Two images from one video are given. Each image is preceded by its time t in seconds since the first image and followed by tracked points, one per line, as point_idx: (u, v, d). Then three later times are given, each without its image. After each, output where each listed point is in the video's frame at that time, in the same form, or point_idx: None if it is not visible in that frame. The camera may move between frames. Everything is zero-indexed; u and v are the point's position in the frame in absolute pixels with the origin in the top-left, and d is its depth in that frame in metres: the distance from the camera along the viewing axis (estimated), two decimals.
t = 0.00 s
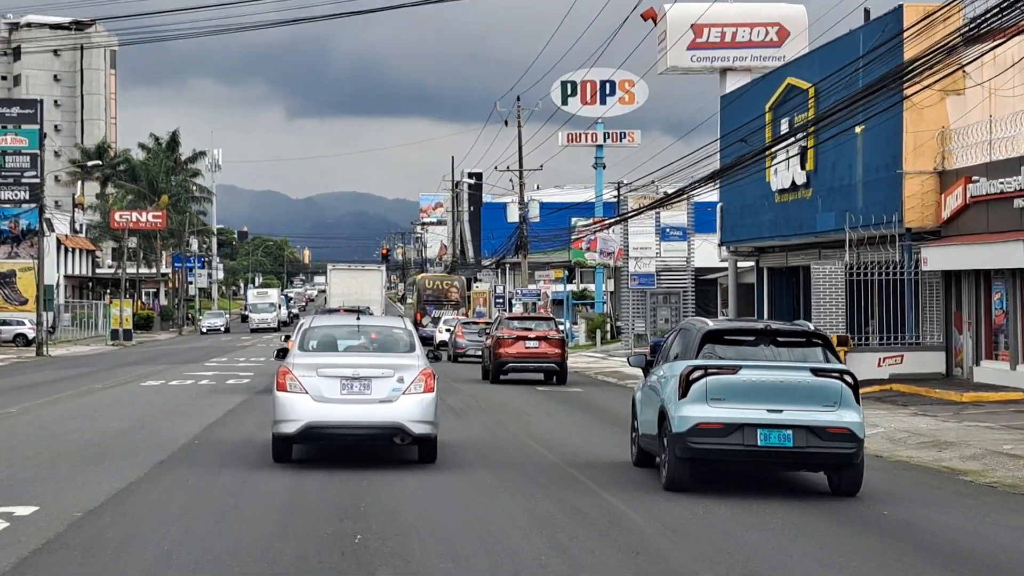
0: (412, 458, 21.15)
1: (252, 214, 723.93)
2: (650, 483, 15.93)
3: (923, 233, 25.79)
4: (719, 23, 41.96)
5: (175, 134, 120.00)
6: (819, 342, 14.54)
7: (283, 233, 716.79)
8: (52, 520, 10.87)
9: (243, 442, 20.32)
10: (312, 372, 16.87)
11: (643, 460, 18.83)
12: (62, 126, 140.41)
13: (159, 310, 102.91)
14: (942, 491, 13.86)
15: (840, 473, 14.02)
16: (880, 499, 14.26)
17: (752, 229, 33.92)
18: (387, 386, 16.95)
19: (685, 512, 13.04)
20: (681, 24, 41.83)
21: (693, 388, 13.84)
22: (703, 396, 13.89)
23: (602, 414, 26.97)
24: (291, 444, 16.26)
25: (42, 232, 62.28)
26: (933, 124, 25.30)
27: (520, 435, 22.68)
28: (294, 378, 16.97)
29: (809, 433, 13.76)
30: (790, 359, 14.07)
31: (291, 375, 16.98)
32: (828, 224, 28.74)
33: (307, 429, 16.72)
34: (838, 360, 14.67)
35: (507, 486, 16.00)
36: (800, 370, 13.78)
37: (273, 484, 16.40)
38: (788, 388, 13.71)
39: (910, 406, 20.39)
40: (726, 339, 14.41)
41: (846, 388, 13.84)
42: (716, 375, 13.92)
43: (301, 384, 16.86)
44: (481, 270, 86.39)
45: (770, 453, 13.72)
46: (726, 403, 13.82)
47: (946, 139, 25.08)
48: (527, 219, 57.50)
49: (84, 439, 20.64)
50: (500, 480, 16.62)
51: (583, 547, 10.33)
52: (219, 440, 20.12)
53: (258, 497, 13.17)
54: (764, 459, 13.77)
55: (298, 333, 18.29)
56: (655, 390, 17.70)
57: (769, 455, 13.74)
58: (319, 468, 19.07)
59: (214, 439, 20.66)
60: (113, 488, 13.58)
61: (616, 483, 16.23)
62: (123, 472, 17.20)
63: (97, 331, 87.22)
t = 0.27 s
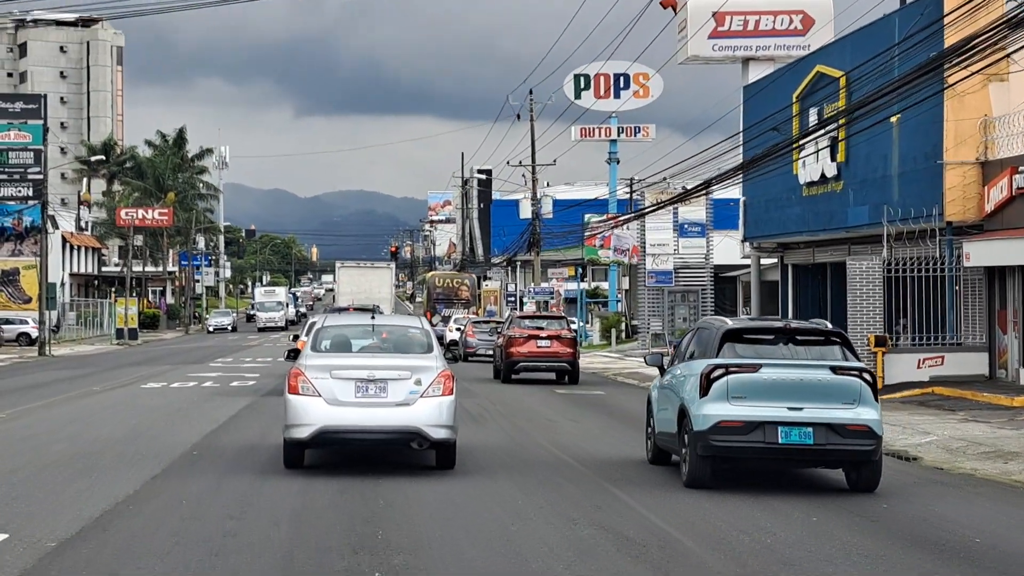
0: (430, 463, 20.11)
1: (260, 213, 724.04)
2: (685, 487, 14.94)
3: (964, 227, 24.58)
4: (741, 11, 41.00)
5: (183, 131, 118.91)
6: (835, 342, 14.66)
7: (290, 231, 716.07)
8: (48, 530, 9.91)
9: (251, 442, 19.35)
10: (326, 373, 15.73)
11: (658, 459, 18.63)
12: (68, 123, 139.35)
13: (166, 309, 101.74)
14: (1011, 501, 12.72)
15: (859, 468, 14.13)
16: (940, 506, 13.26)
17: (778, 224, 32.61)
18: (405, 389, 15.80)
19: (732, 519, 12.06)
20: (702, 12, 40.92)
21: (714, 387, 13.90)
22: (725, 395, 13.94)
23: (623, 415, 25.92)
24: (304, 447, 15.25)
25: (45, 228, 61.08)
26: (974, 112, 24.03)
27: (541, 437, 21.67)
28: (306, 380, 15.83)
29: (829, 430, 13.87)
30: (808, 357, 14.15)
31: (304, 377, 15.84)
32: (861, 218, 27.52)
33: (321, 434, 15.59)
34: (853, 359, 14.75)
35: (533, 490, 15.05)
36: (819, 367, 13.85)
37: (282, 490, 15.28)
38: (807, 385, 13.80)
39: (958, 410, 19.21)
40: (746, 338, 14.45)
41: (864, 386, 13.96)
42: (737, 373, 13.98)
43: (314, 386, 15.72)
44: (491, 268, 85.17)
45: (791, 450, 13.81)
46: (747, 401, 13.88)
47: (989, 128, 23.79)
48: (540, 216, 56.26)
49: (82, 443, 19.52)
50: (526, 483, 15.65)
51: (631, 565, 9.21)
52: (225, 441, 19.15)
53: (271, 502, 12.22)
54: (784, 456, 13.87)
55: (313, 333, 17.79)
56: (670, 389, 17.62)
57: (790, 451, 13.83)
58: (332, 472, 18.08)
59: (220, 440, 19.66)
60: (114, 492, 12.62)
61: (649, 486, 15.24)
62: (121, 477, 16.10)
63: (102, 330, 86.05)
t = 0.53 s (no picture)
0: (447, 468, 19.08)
1: (267, 212, 724.06)
2: (723, 496, 13.93)
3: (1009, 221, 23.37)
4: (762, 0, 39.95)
5: (188, 129, 117.69)
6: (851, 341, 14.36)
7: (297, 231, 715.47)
8: (34, 546, 8.84)
9: (257, 444, 18.33)
10: (339, 375, 14.57)
11: (671, 455, 18.82)
12: (74, 121, 138.06)
13: (172, 308, 100.52)
14: None
15: (873, 465, 13.95)
16: (1008, 521, 12.22)
17: (806, 220, 31.31)
18: (422, 392, 14.61)
19: (783, 533, 11.04)
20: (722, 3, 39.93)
21: (731, 385, 13.71)
22: (742, 394, 13.73)
23: (644, 417, 24.86)
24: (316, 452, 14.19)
25: (48, 226, 59.86)
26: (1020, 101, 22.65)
27: (561, 441, 20.63)
28: (318, 381, 14.67)
29: (845, 428, 13.66)
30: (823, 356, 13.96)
31: (315, 378, 14.69)
32: (896, 213, 26.31)
33: (334, 439, 14.44)
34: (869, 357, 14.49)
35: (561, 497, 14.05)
36: (834, 366, 13.66)
37: (295, 496, 14.21)
38: (823, 384, 13.60)
39: (1010, 412, 18.08)
40: (762, 337, 14.24)
41: (879, 384, 13.74)
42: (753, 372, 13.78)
43: (326, 388, 14.56)
44: (501, 266, 83.97)
45: (807, 449, 13.61)
46: (763, 400, 13.69)
47: None
48: (552, 212, 54.89)
49: (80, 442, 18.41)
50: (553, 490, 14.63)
51: None
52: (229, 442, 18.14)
53: (280, 512, 11.19)
54: (800, 455, 13.67)
55: (325, 333, 17.19)
56: (683, 388, 17.60)
57: (805, 450, 13.63)
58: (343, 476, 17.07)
59: (224, 442, 18.64)
60: (110, 500, 11.61)
61: (683, 495, 14.23)
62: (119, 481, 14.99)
63: (107, 329, 84.87)
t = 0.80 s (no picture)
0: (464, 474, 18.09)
1: (273, 211, 723.46)
2: (764, 505, 12.96)
3: None
4: None
5: (193, 126, 116.53)
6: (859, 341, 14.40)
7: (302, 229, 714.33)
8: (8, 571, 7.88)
9: (262, 445, 17.38)
10: (351, 378, 13.53)
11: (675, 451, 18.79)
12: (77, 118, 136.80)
13: (175, 307, 99.35)
14: None
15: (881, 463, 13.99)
16: None
17: (830, 215, 30.09)
18: (439, 397, 13.59)
19: (840, 553, 10.07)
20: None
21: (740, 384, 13.77)
22: (751, 393, 13.78)
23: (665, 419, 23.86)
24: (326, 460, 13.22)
25: (48, 224, 58.70)
26: None
27: (582, 445, 19.65)
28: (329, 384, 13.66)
29: (853, 426, 13.69)
30: (830, 356, 14.01)
31: (325, 380, 13.68)
32: (928, 208, 25.15)
33: (345, 445, 13.42)
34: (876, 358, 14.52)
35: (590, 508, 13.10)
36: (841, 366, 13.72)
37: (301, 506, 13.24)
38: (830, 384, 13.65)
39: None
40: (770, 337, 14.26)
41: (885, 384, 13.79)
42: (762, 371, 13.83)
43: (337, 390, 13.54)
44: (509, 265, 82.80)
45: (815, 447, 13.65)
46: (772, 399, 13.74)
47: None
48: (563, 210, 53.71)
49: (75, 447, 17.44)
50: (579, 500, 13.67)
51: None
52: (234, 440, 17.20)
53: (288, 530, 10.23)
54: (808, 453, 13.71)
55: (337, 337, 16.77)
56: (689, 387, 17.59)
57: (814, 448, 13.68)
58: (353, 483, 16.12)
59: (226, 447, 17.67)
60: (103, 515, 10.65)
61: (720, 505, 13.27)
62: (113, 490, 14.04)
63: (109, 328, 83.70)
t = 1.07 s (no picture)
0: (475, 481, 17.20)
1: (274, 210, 722.61)
2: (798, 504, 12.10)
3: None
4: None
5: (193, 124, 115.38)
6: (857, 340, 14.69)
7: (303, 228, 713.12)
8: None
9: (261, 446, 16.49)
10: (361, 381, 12.77)
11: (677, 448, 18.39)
12: (76, 116, 135.56)
13: (175, 305, 98.14)
14: None
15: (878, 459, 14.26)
16: None
17: (852, 211, 29.04)
18: (453, 401, 12.81)
19: (896, 562, 9.14)
20: None
21: (742, 381, 14.07)
22: (752, 390, 14.08)
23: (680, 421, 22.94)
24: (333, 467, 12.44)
25: (43, 221, 57.54)
26: None
27: (596, 448, 18.73)
28: (337, 388, 12.89)
29: (851, 423, 13.98)
30: (829, 354, 14.29)
31: (333, 385, 12.90)
32: (959, 202, 24.05)
33: (354, 452, 12.63)
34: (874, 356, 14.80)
35: (614, 512, 12.26)
36: (841, 363, 14.01)
37: (303, 512, 12.31)
38: (830, 381, 13.94)
39: None
40: (771, 335, 14.53)
41: (883, 381, 14.07)
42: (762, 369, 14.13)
43: (345, 393, 12.76)
44: (513, 263, 81.70)
45: (815, 443, 13.92)
46: (773, 396, 14.03)
47: None
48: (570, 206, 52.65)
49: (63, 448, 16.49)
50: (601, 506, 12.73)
51: None
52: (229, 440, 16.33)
53: (289, 540, 9.35)
54: (808, 449, 14.00)
55: (344, 337, 16.45)
56: (691, 384, 17.54)
57: (814, 444, 13.95)
58: (357, 490, 15.21)
59: (224, 448, 16.72)
60: (93, 523, 9.72)
61: (751, 509, 12.42)
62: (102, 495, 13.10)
63: (108, 327, 82.51)
